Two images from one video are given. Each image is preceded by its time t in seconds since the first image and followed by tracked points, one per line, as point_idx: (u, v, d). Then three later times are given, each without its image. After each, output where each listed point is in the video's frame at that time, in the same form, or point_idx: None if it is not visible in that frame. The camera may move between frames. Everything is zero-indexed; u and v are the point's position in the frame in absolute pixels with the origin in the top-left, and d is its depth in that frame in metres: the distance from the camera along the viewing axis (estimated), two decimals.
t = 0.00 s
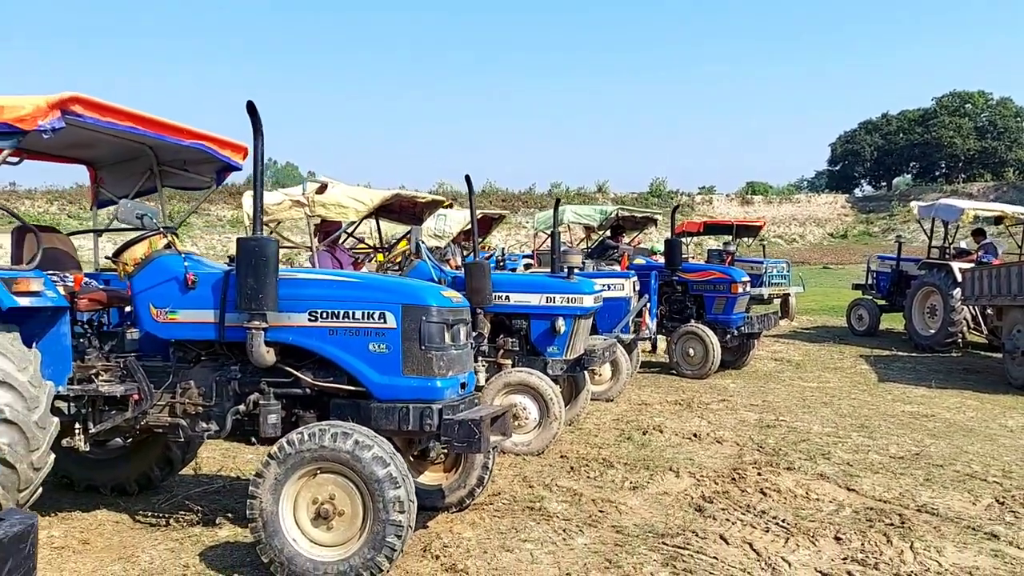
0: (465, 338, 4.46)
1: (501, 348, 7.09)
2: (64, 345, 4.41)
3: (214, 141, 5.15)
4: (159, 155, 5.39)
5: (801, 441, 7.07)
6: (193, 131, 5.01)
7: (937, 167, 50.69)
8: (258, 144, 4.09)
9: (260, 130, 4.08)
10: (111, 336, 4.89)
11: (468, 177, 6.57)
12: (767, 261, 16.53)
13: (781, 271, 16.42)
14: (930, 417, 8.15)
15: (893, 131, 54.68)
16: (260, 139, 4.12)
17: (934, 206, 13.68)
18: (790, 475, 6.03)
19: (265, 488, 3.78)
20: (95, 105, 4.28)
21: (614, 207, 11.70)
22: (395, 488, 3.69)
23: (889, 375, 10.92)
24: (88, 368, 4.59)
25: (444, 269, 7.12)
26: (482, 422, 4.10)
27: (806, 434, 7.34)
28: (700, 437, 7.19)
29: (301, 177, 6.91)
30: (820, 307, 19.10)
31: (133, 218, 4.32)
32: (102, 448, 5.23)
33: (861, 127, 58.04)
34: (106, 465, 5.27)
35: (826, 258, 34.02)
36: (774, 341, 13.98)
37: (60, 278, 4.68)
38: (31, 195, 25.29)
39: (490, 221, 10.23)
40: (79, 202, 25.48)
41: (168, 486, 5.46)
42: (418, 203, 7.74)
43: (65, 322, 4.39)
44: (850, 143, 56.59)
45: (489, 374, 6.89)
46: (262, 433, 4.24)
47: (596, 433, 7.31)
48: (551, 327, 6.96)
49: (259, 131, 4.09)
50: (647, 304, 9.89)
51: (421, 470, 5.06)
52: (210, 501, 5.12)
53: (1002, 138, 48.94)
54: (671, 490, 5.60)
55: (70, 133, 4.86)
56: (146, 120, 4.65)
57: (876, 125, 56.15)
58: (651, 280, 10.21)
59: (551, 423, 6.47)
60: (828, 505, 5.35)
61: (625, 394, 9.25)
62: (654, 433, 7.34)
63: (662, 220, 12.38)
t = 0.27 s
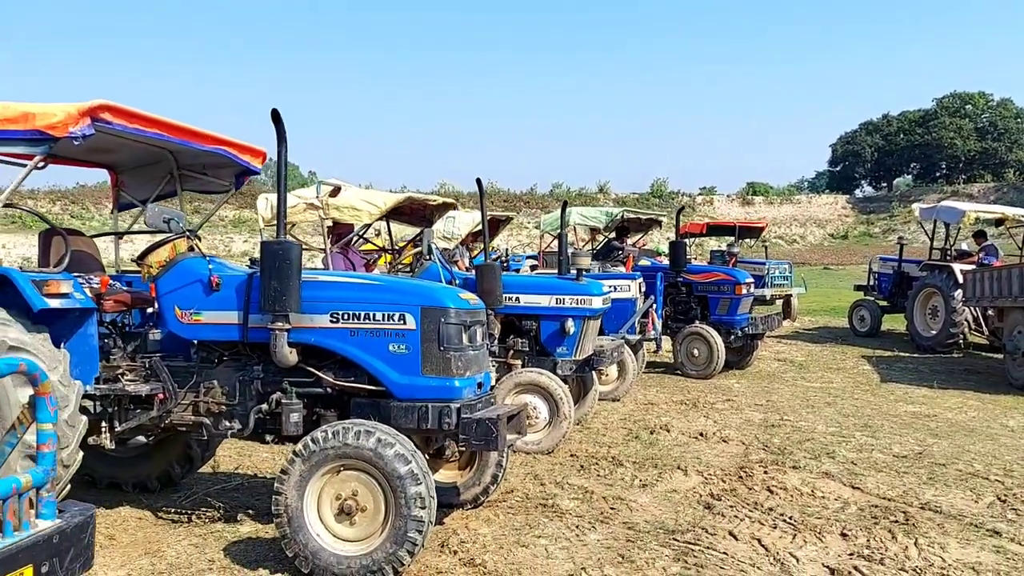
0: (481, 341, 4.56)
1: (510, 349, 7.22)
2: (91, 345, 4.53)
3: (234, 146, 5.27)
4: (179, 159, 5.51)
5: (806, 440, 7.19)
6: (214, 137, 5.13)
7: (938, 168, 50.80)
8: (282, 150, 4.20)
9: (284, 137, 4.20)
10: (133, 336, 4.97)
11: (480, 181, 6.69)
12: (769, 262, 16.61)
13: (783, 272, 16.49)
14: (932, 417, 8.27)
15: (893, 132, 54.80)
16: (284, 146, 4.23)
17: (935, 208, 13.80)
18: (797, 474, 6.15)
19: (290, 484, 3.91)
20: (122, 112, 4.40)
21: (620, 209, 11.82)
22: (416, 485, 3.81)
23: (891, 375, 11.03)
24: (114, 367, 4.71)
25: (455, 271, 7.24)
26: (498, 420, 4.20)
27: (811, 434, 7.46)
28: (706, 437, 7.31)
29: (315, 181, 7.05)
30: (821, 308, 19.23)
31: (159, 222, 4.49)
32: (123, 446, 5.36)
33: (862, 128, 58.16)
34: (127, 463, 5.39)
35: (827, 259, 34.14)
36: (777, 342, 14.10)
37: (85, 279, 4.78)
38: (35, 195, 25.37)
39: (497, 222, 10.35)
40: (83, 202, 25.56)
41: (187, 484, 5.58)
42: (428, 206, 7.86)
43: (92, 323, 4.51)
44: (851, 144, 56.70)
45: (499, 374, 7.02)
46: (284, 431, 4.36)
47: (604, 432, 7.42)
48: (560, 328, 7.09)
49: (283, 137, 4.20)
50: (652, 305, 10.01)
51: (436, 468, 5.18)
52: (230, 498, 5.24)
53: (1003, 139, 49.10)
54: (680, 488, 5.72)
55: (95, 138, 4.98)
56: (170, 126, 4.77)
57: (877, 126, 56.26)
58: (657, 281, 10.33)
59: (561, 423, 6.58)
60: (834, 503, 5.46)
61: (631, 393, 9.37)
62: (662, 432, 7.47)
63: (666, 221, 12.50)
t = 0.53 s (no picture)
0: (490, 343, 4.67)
1: (516, 350, 7.34)
2: (110, 347, 4.65)
3: (249, 152, 5.40)
4: (195, 165, 5.64)
5: (807, 441, 7.31)
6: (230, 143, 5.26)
7: (940, 169, 50.85)
8: (298, 158, 4.32)
9: (300, 145, 4.32)
10: (151, 338, 5.11)
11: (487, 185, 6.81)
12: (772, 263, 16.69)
13: (785, 273, 16.58)
14: (932, 418, 8.38)
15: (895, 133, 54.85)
16: (300, 154, 4.35)
17: (936, 211, 13.91)
18: (798, 473, 6.26)
19: (306, 482, 4.03)
20: (143, 120, 4.53)
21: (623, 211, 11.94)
22: (429, 483, 3.93)
23: (892, 376, 11.14)
24: (132, 368, 4.83)
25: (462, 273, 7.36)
26: (507, 420, 4.32)
27: (813, 434, 7.57)
28: (709, 436, 7.43)
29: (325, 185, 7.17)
30: (823, 309, 19.35)
31: (179, 227, 4.70)
32: (139, 444, 5.49)
33: (864, 128, 58.22)
34: (143, 461, 5.52)
35: (829, 259, 34.22)
36: (779, 343, 14.21)
37: (104, 282, 4.89)
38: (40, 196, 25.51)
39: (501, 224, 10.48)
40: (87, 201, 25.68)
41: (202, 482, 5.71)
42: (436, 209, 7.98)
43: (112, 325, 4.63)
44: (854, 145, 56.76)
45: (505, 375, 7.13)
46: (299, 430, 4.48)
47: (608, 432, 7.54)
48: (566, 330, 7.21)
49: (299, 145, 4.32)
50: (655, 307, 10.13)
51: (445, 467, 5.30)
52: (244, 495, 5.37)
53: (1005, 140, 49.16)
54: (683, 487, 5.84)
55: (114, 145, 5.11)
56: (188, 133, 4.90)
57: (879, 126, 56.34)
58: (660, 283, 10.45)
59: (566, 423, 6.71)
60: (835, 501, 5.58)
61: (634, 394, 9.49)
62: (665, 433, 7.59)
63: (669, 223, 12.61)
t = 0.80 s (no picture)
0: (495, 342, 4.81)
1: (519, 349, 7.48)
2: (126, 344, 4.78)
3: (260, 155, 5.54)
4: (207, 167, 5.78)
5: (804, 439, 7.45)
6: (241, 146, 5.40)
7: (940, 171, 50.98)
8: (309, 161, 4.46)
9: (311, 149, 4.45)
10: (164, 337, 5.25)
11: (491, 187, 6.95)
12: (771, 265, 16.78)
13: (784, 275, 16.68)
14: (928, 417, 8.52)
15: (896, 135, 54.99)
16: (311, 158, 4.49)
17: (934, 214, 14.05)
18: (795, 470, 6.40)
19: (317, 475, 4.16)
20: (159, 125, 4.68)
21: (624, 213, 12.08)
22: (436, 476, 4.07)
23: (889, 377, 11.28)
24: (147, 365, 4.97)
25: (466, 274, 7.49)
26: (512, 417, 4.46)
27: (810, 433, 7.71)
28: (708, 435, 7.57)
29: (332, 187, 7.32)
30: (823, 310, 19.49)
31: (194, 229, 4.88)
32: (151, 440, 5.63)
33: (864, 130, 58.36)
34: (155, 457, 5.65)
35: (828, 261, 34.36)
36: (778, 343, 14.34)
37: (120, 281, 5.03)
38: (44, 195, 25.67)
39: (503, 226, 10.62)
40: (91, 201, 25.83)
41: (212, 477, 5.85)
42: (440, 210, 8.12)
43: (128, 323, 4.75)
44: (854, 146, 56.89)
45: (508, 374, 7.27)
46: (309, 426, 4.62)
47: (609, 430, 7.69)
48: (568, 330, 7.35)
49: (311, 149, 4.46)
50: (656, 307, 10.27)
51: (450, 463, 5.44)
52: (254, 490, 5.52)
53: (1005, 143, 49.30)
54: (682, 483, 5.98)
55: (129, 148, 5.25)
56: (201, 137, 5.04)
57: (880, 128, 56.47)
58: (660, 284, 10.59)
59: (568, 420, 6.85)
60: (830, 498, 5.72)
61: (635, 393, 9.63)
62: (665, 431, 7.73)
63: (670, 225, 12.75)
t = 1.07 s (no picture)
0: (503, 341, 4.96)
1: (524, 349, 7.63)
2: (145, 343, 4.92)
3: (273, 159, 5.70)
4: (221, 170, 5.94)
5: (803, 437, 7.61)
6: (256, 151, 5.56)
7: (941, 171, 51.12)
8: (324, 166, 4.61)
9: (326, 155, 4.61)
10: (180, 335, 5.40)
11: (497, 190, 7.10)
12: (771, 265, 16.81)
13: (784, 276, 16.76)
14: (925, 416, 8.67)
15: (896, 136, 55.14)
16: (326, 163, 4.64)
17: (933, 215, 14.20)
18: (793, 467, 6.56)
19: (333, 469, 4.32)
20: (177, 129, 4.86)
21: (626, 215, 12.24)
22: (447, 470, 4.22)
23: (888, 377, 11.43)
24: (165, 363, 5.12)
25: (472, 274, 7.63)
26: (520, 414, 4.61)
27: (808, 431, 7.87)
28: (708, 433, 7.73)
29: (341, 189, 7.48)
30: (823, 310, 19.65)
31: (212, 231, 5.02)
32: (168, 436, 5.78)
33: (865, 131, 58.51)
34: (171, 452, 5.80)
35: (828, 261, 34.50)
36: (778, 344, 14.49)
37: (138, 282, 5.18)
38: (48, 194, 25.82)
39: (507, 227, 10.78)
40: (95, 201, 25.98)
41: (226, 472, 6.01)
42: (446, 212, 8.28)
43: (147, 322, 4.89)
44: (855, 147, 57.04)
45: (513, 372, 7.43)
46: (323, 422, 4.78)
47: (611, 428, 7.85)
48: (572, 330, 7.50)
49: (325, 155, 4.61)
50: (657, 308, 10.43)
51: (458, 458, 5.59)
52: (268, 485, 5.67)
53: (1005, 144, 49.45)
54: (684, 479, 6.13)
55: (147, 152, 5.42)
56: (218, 142, 5.20)
57: (880, 129, 56.63)
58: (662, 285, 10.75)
59: (572, 418, 7.00)
60: (827, 493, 5.87)
61: (637, 392, 9.78)
62: (666, 429, 7.89)
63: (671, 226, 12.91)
